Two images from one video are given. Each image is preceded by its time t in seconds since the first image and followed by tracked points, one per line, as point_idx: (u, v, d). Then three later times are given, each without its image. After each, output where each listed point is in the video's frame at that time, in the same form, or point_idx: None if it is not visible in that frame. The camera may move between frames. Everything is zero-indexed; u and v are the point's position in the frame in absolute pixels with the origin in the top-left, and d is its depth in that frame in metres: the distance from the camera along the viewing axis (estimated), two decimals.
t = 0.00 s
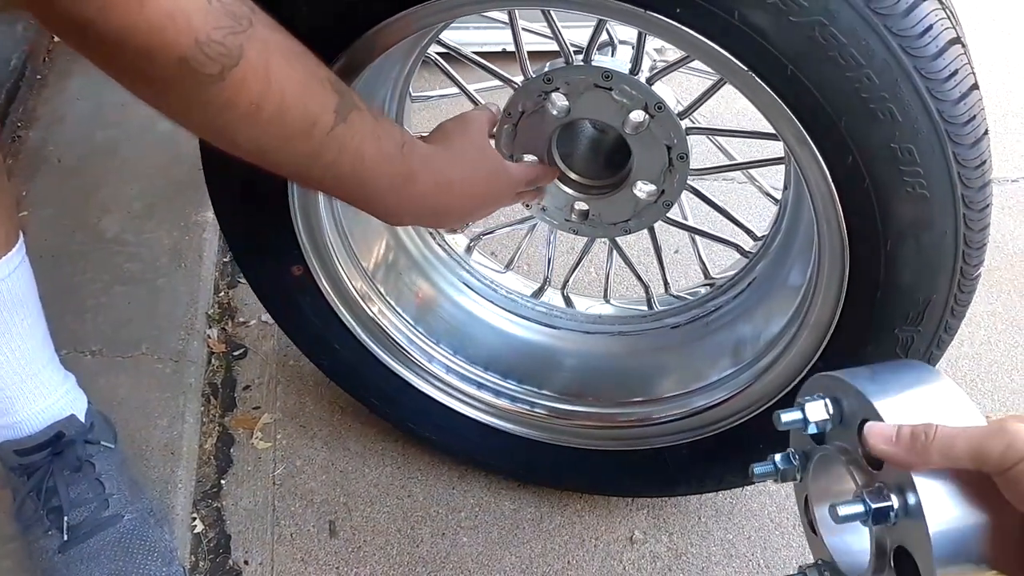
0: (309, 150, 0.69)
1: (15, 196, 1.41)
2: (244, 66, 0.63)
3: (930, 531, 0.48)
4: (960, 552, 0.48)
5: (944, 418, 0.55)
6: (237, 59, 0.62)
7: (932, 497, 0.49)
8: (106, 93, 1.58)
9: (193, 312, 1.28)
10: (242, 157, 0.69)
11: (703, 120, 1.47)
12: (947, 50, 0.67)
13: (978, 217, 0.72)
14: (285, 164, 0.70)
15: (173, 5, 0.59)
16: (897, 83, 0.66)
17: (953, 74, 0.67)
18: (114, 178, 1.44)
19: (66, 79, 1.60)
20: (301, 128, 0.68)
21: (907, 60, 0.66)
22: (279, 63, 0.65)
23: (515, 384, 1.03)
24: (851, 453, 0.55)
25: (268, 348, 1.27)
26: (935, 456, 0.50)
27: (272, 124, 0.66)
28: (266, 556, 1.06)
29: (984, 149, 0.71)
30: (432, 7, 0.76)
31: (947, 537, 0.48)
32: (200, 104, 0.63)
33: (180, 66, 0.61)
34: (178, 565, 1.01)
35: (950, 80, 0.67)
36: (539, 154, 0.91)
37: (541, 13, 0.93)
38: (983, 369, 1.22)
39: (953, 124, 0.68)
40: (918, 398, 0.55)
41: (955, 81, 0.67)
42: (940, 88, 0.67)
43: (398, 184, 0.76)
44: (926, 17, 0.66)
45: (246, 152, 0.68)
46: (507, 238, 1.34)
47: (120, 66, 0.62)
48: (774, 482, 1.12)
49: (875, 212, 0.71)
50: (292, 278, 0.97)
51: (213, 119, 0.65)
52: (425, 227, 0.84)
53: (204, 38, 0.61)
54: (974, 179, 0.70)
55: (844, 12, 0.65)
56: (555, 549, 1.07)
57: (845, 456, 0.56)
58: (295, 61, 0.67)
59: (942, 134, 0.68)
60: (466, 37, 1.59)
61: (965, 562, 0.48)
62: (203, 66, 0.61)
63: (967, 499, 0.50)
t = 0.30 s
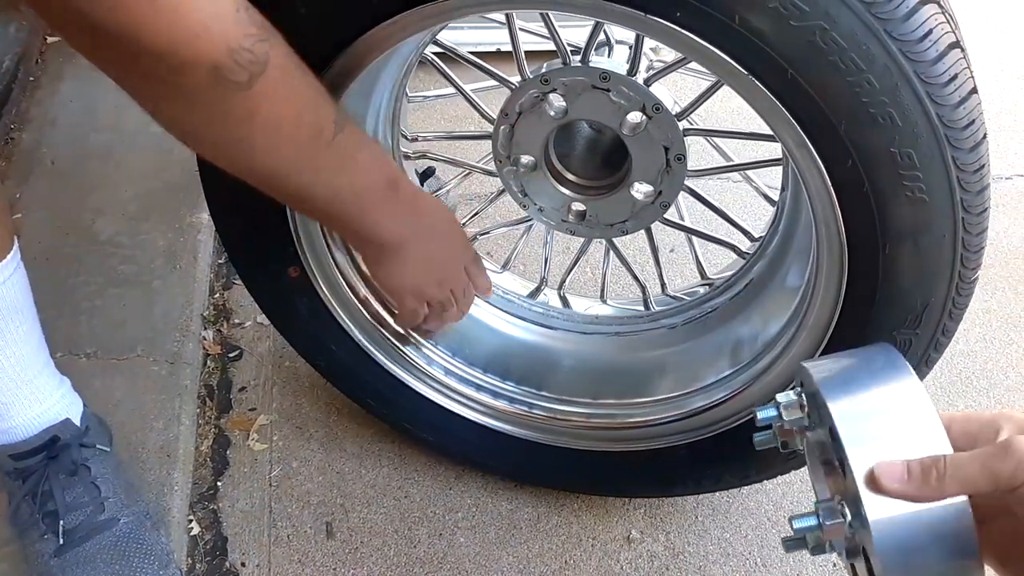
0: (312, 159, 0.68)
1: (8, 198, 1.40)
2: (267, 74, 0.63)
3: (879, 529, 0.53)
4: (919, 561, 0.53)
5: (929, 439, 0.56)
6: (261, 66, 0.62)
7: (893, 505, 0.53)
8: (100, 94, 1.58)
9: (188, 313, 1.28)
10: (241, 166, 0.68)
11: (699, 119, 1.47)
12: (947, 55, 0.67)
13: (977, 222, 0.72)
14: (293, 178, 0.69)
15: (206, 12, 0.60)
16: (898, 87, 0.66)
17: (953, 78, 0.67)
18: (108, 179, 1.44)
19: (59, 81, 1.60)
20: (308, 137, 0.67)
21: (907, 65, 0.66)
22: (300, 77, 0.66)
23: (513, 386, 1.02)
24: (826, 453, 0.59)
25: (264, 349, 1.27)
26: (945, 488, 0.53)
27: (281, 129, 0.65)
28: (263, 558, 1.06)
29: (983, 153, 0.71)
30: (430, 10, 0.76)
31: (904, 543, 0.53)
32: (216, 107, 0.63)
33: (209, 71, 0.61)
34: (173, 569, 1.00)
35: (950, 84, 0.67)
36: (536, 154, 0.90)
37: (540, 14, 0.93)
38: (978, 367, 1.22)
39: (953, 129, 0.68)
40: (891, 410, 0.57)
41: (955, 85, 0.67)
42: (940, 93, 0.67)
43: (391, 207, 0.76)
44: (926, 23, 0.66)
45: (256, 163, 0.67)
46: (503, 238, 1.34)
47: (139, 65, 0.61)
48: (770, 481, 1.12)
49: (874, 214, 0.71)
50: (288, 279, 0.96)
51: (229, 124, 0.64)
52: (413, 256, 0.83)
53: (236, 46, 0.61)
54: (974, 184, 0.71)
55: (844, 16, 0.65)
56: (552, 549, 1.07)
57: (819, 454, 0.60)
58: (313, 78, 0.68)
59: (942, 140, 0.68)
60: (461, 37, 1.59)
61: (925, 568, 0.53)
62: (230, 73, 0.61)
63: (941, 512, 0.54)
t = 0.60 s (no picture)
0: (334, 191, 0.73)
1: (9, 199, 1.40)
2: (305, 108, 0.66)
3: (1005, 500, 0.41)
4: None
5: None
6: (303, 101, 0.65)
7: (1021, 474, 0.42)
8: (100, 94, 1.58)
9: (189, 313, 1.28)
10: (266, 195, 0.70)
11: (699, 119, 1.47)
12: (944, 48, 0.67)
13: (975, 215, 0.72)
14: (308, 209, 0.73)
15: (261, 51, 0.61)
16: (895, 80, 0.66)
17: (950, 70, 0.67)
18: (108, 179, 1.44)
19: (59, 81, 1.60)
20: (333, 171, 0.71)
21: (904, 57, 0.66)
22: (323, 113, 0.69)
23: (512, 384, 1.03)
24: (917, 404, 0.43)
25: (264, 349, 1.27)
26: None
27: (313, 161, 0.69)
28: (263, 558, 1.06)
29: (980, 146, 0.71)
30: (428, 6, 0.76)
31: None
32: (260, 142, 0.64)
33: (260, 107, 0.62)
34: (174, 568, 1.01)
35: (947, 77, 0.67)
36: (535, 154, 0.90)
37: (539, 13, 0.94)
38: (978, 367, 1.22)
39: (951, 122, 0.68)
40: None
41: (953, 78, 0.67)
42: (938, 85, 0.67)
43: (386, 235, 0.82)
44: (923, 16, 0.66)
45: (280, 194, 0.70)
46: (503, 238, 1.34)
47: (188, 95, 0.61)
48: (770, 481, 1.12)
49: (873, 208, 0.71)
50: (288, 278, 0.96)
51: (265, 157, 0.66)
52: (403, 279, 0.89)
53: (285, 84, 0.63)
54: (972, 177, 0.71)
55: (842, 8, 0.65)
56: (552, 549, 1.07)
57: (907, 406, 0.44)
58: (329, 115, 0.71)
59: (940, 132, 0.68)
60: (460, 36, 1.60)
61: None
62: (279, 109, 0.64)
63: None
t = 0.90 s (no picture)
0: (338, 194, 0.73)
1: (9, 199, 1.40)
2: (312, 112, 0.67)
3: None
4: None
5: None
6: (310, 106, 0.66)
7: None
8: (100, 94, 1.58)
9: (189, 313, 1.28)
10: (273, 199, 0.71)
11: (698, 119, 1.47)
12: (940, 42, 0.67)
13: (972, 208, 0.73)
14: (313, 212, 0.74)
15: (270, 56, 0.62)
16: (892, 73, 0.67)
17: (946, 64, 0.68)
18: (109, 179, 1.44)
19: (59, 82, 1.60)
20: (338, 176, 0.72)
21: (901, 51, 0.66)
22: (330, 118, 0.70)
23: (512, 382, 1.03)
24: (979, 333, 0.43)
25: (264, 349, 1.27)
26: None
27: (319, 166, 0.70)
28: (264, 557, 1.06)
29: (977, 140, 0.71)
30: (425, 4, 0.76)
31: None
32: (269, 146, 0.66)
33: (268, 111, 0.64)
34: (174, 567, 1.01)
35: (943, 70, 0.68)
36: (535, 152, 0.91)
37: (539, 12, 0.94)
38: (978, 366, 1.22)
39: (948, 116, 0.69)
40: None
41: (949, 72, 0.68)
42: (934, 79, 0.67)
43: (388, 237, 0.83)
44: (919, 9, 0.67)
45: (286, 198, 0.71)
46: (503, 238, 1.34)
47: (199, 98, 0.62)
48: (770, 481, 1.12)
49: (872, 202, 0.71)
50: (288, 277, 0.97)
51: (272, 161, 0.67)
52: (404, 280, 0.90)
53: (292, 90, 0.64)
54: (969, 170, 0.71)
55: (838, 3, 0.65)
56: (552, 549, 1.07)
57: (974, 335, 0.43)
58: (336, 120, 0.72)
59: (936, 125, 0.69)
60: (460, 36, 1.60)
61: None
62: (287, 114, 0.65)
63: None
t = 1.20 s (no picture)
0: (349, 197, 0.73)
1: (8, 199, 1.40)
2: (325, 114, 0.66)
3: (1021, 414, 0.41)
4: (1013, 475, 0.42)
5: None
6: (323, 108, 0.66)
7: None
8: (99, 94, 1.58)
9: (189, 313, 1.28)
10: (287, 203, 0.71)
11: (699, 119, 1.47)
12: (945, 49, 0.67)
13: (975, 216, 0.73)
14: (326, 215, 0.73)
15: (283, 57, 0.62)
16: (895, 80, 0.66)
17: (951, 72, 0.67)
18: (108, 179, 1.44)
19: (58, 82, 1.60)
20: (350, 178, 0.72)
21: (905, 58, 0.66)
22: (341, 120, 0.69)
23: (511, 383, 1.03)
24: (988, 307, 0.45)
25: (264, 349, 1.27)
26: None
27: (331, 168, 0.69)
28: (263, 558, 1.06)
29: (981, 147, 0.71)
30: (426, 6, 0.76)
31: None
32: (283, 149, 0.65)
33: (282, 113, 0.63)
34: (174, 568, 1.01)
35: (948, 78, 0.67)
36: (536, 154, 0.90)
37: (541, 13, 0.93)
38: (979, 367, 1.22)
39: (953, 124, 0.68)
40: None
41: (954, 79, 0.67)
42: (939, 87, 0.67)
43: (395, 237, 0.83)
44: (925, 15, 0.66)
45: (301, 200, 0.71)
46: (503, 238, 1.34)
47: (212, 101, 0.61)
48: (771, 481, 1.12)
49: (874, 207, 0.71)
50: (288, 278, 0.97)
51: (286, 163, 0.67)
52: (411, 281, 0.90)
53: (305, 90, 0.64)
54: (973, 178, 0.71)
55: (843, 8, 0.65)
56: (552, 549, 1.07)
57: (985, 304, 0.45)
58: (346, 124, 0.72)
59: (941, 133, 0.68)
60: (460, 36, 1.60)
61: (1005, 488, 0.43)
62: (300, 116, 0.64)
63: None
